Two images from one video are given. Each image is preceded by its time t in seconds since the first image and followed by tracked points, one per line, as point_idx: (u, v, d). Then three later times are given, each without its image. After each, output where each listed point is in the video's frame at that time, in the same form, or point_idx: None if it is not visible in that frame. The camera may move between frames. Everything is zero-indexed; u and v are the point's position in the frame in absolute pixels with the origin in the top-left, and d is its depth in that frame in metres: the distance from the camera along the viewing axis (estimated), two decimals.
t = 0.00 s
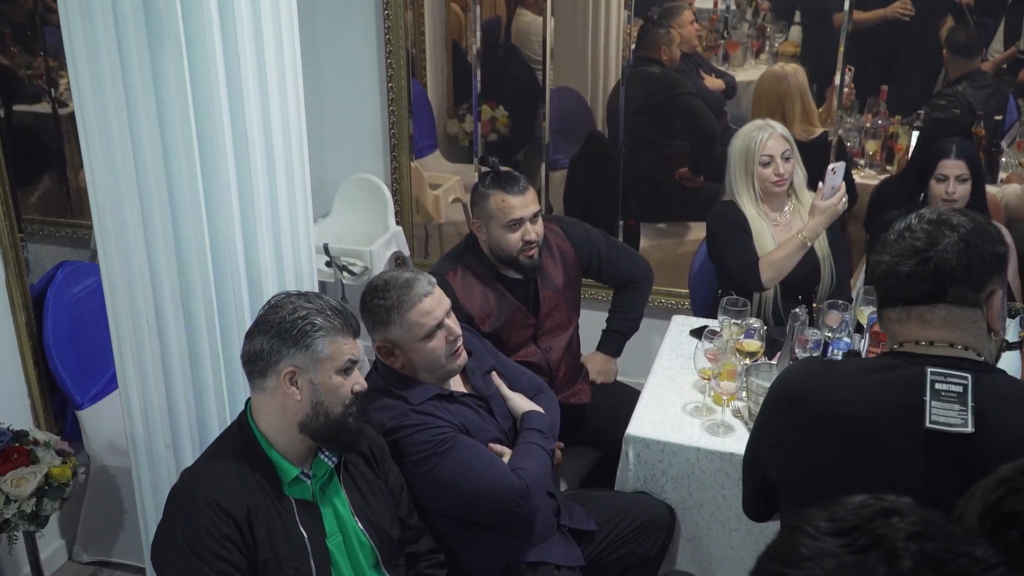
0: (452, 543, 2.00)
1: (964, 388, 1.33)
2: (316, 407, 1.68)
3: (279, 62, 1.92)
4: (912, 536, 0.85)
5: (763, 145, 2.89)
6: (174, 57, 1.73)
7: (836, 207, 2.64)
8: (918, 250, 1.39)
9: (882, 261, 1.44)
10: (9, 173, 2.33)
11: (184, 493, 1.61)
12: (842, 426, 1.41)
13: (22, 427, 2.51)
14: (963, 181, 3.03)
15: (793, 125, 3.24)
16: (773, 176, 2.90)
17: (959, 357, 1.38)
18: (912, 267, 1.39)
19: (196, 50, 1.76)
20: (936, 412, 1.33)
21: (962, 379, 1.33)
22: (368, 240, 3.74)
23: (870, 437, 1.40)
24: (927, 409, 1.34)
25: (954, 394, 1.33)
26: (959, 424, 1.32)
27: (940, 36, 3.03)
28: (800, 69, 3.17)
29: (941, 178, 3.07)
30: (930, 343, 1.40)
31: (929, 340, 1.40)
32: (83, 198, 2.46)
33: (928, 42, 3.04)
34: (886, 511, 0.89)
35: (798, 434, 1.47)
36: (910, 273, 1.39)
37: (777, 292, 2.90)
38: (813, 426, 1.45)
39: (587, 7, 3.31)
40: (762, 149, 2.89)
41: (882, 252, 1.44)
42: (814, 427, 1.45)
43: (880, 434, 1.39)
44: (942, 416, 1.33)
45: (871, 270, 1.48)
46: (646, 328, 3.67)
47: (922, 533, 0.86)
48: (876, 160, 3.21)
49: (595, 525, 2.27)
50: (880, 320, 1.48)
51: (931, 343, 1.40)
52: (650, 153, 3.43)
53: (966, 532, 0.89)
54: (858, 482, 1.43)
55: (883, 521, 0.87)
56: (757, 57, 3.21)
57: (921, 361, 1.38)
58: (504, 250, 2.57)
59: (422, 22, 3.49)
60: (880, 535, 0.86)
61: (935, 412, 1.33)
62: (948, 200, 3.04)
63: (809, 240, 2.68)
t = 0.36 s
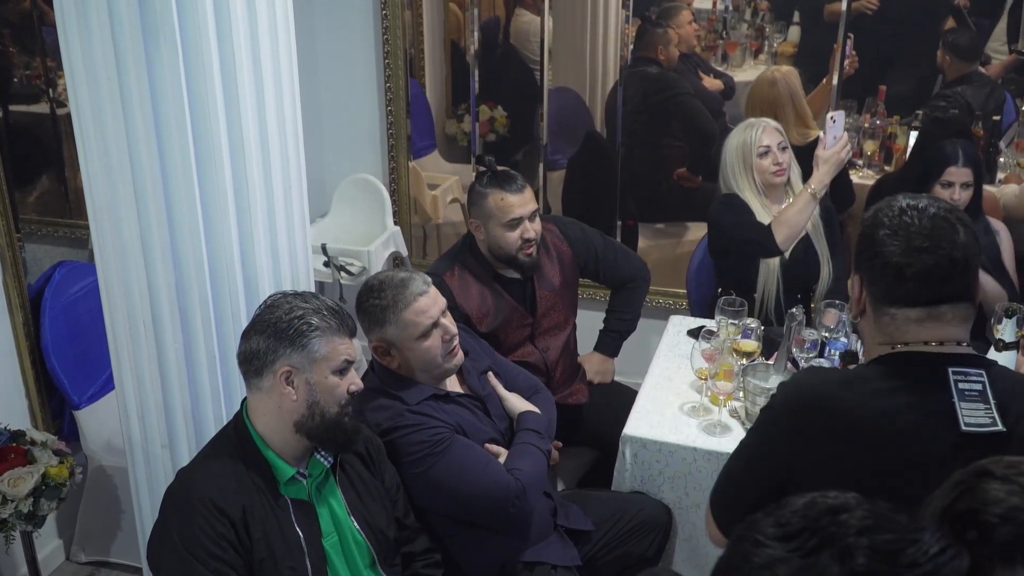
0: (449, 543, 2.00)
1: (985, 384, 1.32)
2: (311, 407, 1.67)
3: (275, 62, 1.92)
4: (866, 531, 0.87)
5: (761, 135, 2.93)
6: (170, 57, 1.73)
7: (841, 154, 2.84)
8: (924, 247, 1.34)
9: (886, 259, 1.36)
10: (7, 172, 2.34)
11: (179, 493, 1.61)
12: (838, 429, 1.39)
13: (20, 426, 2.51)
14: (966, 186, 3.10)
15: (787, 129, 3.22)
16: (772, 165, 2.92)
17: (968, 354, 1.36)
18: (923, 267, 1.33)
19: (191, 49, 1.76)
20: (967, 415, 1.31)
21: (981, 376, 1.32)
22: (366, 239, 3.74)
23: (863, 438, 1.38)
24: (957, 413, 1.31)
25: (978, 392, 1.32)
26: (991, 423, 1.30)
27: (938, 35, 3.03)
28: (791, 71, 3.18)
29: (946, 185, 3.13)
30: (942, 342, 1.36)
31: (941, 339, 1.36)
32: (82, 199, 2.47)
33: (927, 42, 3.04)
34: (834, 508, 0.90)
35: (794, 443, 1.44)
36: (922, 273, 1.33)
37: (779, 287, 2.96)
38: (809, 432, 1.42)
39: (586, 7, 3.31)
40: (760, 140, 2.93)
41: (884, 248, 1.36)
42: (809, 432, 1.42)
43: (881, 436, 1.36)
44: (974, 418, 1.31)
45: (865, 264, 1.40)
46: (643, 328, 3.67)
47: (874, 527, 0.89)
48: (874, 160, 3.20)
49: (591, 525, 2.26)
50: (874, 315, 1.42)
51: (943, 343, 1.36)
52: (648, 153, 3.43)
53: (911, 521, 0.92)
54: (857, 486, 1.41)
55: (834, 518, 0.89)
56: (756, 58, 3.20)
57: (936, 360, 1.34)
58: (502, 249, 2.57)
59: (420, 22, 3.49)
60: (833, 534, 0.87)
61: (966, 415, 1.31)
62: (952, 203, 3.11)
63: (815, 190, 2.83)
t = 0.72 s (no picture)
0: (444, 541, 2.00)
1: (970, 384, 1.31)
2: (305, 407, 1.68)
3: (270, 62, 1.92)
4: (851, 514, 0.89)
5: (758, 127, 3.23)
6: (165, 57, 1.73)
7: (829, 127, 2.94)
8: (915, 243, 1.31)
9: (882, 253, 1.30)
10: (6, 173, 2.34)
11: (174, 491, 1.61)
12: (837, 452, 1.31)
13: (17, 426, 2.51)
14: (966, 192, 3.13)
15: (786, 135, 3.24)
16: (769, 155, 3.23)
17: (943, 352, 1.34)
18: (918, 263, 1.30)
19: (186, 49, 1.76)
20: (963, 420, 1.29)
21: (965, 375, 1.31)
22: (363, 239, 3.73)
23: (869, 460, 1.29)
24: (955, 420, 1.29)
25: (965, 393, 1.30)
26: (986, 422, 1.30)
27: (936, 35, 3.03)
28: (785, 75, 3.19)
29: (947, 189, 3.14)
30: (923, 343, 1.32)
31: (924, 340, 1.33)
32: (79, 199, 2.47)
33: (925, 42, 3.05)
34: (821, 493, 0.91)
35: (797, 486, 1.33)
36: (917, 269, 1.30)
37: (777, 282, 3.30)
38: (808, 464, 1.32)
39: (584, 7, 3.31)
40: (757, 132, 3.23)
41: (877, 242, 1.31)
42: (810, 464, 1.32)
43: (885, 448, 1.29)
44: (970, 421, 1.29)
45: (850, 260, 1.33)
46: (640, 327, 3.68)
47: (858, 512, 0.90)
48: (872, 160, 3.21)
49: (586, 524, 2.26)
50: (855, 316, 1.35)
51: (927, 343, 1.33)
52: (645, 153, 3.43)
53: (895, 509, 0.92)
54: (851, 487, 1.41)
55: (819, 502, 0.90)
56: (755, 57, 3.21)
57: (923, 364, 1.31)
58: (499, 249, 2.57)
59: (419, 22, 3.49)
60: (818, 514, 0.88)
61: (963, 420, 1.29)
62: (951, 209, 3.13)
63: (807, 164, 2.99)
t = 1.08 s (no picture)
0: (435, 540, 2.00)
1: (935, 383, 1.29)
2: (294, 405, 1.68)
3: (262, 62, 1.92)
4: (829, 521, 0.87)
5: (754, 126, 3.19)
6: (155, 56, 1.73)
7: (805, 125, 2.92)
8: (886, 241, 1.32)
9: (854, 248, 1.31)
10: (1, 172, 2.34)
11: (164, 490, 1.61)
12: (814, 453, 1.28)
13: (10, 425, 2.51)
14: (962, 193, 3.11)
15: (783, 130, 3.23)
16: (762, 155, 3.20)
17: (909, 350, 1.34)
18: (889, 260, 1.31)
19: (176, 49, 1.76)
20: (926, 419, 1.27)
21: (928, 373, 1.30)
22: (360, 239, 3.75)
23: (850, 456, 1.27)
24: (917, 419, 1.28)
25: (927, 392, 1.29)
26: (950, 420, 1.28)
27: (933, 35, 3.03)
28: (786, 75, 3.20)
29: (941, 189, 3.15)
30: (890, 340, 1.32)
31: (889, 337, 1.33)
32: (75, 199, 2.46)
33: (921, 42, 3.05)
34: (795, 503, 0.90)
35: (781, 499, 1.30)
36: (889, 265, 1.30)
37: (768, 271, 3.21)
38: (789, 473, 1.29)
39: (581, 7, 3.31)
40: (751, 130, 3.19)
41: (849, 237, 1.31)
42: (788, 473, 1.29)
43: (866, 439, 1.27)
44: (934, 419, 1.27)
45: (821, 254, 1.33)
46: (634, 328, 3.69)
47: (835, 518, 0.88)
48: (867, 160, 3.23)
49: (577, 524, 2.27)
50: (823, 312, 1.35)
51: (892, 340, 1.33)
52: (641, 153, 3.44)
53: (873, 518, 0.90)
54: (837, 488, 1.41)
55: (794, 512, 0.88)
56: (751, 57, 3.21)
57: (889, 361, 1.31)
58: (491, 249, 2.58)
59: (416, 22, 3.49)
60: (797, 524, 0.86)
61: (926, 419, 1.27)
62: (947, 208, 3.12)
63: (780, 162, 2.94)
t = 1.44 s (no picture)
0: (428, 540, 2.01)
1: (912, 383, 1.31)
2: (286, 405, 1.70)
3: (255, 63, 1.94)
4: (833, 547, 0.86)
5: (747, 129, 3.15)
6: (149, 58, 1.75)
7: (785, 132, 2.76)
8: (860, 238, 1.34)
9: (827, 246, 1.33)
10: None
11: (158, 490, 1.63)
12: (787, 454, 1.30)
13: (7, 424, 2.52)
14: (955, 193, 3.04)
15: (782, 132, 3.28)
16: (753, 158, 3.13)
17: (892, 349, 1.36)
18: (865, 256, 1.33)
19: (169, 50, 1.78)
20: (902, 418, 1.29)
21: (906, 373, 1.32)
22: (355, 240, 3.76)
23: (825, 456, 1.29)
24: (895, 420, 1.29)
25: (904, 391, 1.30)
26: (926, 419, 1.29)
27: (927, 37, 3.05)
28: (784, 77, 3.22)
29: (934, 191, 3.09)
30: (870, 338, 1.34)
31: (868, 335, 1.35)
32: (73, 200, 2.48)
33: (916, 43, 3.06)
34: (798, 528, 0.89)
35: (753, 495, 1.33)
36: (863, 260, 1.32)
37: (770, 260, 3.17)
38: (762, 472, 1.32)
39: (579, 8, 3.33)
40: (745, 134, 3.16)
41: (824, 236, 1.34)
42: (760, 471, 1.32)
43: (843, 437, 1.29)
44: (909, 419, 1.28)
45: (798, 254, 1.35)
46: (629, 328, 3.70)
47: (839, 544, 0.87)
48: (863, 161, 3.22)
49: (571, 524, 2.26)
50: (803, 311, 1.37)
51: (871, 338, 1.34)
52: (637, 154, 3.45)
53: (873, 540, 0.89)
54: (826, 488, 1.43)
55: (797, 537, 0.87)
56: (749, 56, 3.23)
57: (867, 360, 1.33)
58: (480, 250, 2.60)
59: (414, 23, 3.51)
60: (801, 552, 0.85)
61: (903, 418, 1.29)
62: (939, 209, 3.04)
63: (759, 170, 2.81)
